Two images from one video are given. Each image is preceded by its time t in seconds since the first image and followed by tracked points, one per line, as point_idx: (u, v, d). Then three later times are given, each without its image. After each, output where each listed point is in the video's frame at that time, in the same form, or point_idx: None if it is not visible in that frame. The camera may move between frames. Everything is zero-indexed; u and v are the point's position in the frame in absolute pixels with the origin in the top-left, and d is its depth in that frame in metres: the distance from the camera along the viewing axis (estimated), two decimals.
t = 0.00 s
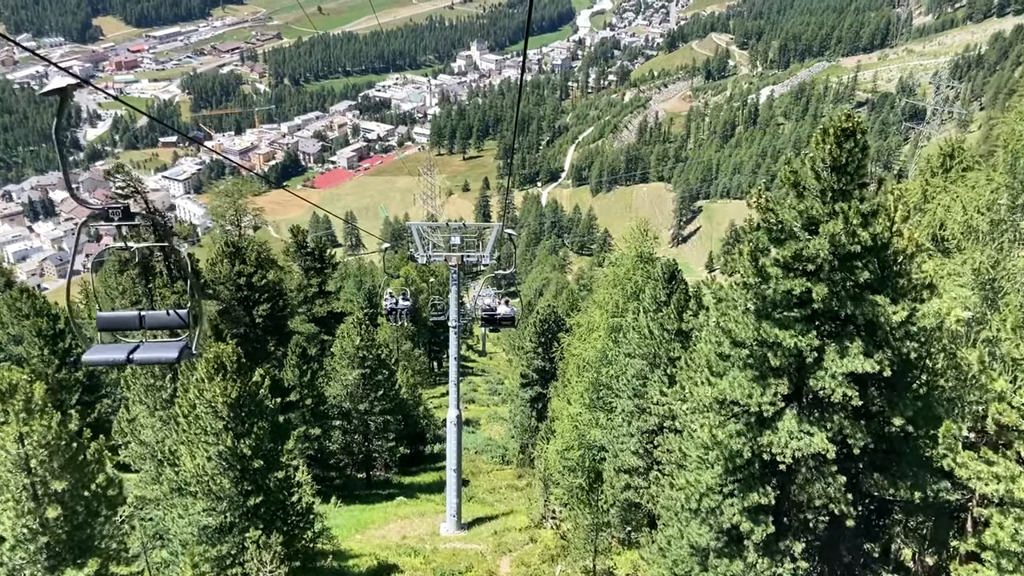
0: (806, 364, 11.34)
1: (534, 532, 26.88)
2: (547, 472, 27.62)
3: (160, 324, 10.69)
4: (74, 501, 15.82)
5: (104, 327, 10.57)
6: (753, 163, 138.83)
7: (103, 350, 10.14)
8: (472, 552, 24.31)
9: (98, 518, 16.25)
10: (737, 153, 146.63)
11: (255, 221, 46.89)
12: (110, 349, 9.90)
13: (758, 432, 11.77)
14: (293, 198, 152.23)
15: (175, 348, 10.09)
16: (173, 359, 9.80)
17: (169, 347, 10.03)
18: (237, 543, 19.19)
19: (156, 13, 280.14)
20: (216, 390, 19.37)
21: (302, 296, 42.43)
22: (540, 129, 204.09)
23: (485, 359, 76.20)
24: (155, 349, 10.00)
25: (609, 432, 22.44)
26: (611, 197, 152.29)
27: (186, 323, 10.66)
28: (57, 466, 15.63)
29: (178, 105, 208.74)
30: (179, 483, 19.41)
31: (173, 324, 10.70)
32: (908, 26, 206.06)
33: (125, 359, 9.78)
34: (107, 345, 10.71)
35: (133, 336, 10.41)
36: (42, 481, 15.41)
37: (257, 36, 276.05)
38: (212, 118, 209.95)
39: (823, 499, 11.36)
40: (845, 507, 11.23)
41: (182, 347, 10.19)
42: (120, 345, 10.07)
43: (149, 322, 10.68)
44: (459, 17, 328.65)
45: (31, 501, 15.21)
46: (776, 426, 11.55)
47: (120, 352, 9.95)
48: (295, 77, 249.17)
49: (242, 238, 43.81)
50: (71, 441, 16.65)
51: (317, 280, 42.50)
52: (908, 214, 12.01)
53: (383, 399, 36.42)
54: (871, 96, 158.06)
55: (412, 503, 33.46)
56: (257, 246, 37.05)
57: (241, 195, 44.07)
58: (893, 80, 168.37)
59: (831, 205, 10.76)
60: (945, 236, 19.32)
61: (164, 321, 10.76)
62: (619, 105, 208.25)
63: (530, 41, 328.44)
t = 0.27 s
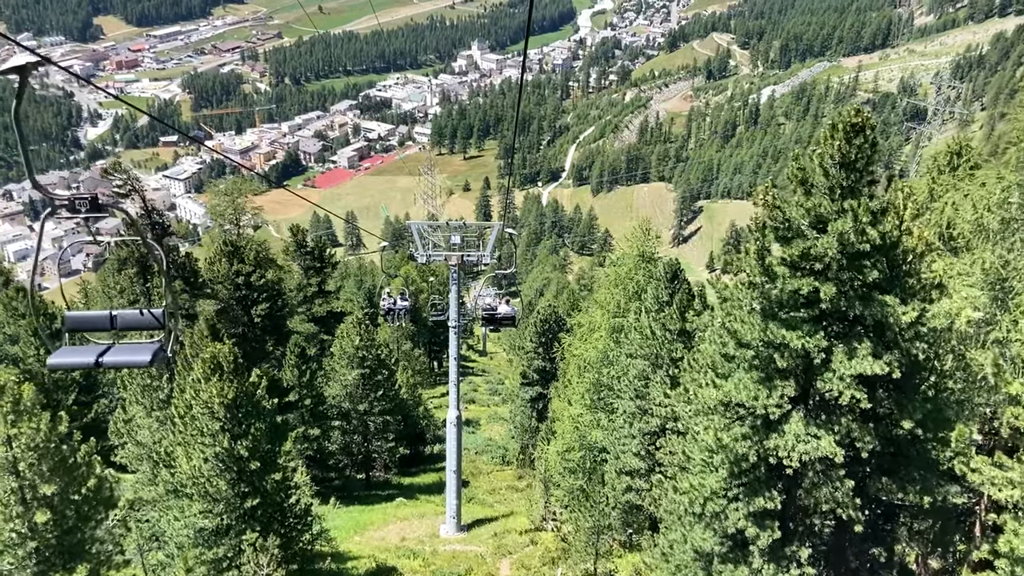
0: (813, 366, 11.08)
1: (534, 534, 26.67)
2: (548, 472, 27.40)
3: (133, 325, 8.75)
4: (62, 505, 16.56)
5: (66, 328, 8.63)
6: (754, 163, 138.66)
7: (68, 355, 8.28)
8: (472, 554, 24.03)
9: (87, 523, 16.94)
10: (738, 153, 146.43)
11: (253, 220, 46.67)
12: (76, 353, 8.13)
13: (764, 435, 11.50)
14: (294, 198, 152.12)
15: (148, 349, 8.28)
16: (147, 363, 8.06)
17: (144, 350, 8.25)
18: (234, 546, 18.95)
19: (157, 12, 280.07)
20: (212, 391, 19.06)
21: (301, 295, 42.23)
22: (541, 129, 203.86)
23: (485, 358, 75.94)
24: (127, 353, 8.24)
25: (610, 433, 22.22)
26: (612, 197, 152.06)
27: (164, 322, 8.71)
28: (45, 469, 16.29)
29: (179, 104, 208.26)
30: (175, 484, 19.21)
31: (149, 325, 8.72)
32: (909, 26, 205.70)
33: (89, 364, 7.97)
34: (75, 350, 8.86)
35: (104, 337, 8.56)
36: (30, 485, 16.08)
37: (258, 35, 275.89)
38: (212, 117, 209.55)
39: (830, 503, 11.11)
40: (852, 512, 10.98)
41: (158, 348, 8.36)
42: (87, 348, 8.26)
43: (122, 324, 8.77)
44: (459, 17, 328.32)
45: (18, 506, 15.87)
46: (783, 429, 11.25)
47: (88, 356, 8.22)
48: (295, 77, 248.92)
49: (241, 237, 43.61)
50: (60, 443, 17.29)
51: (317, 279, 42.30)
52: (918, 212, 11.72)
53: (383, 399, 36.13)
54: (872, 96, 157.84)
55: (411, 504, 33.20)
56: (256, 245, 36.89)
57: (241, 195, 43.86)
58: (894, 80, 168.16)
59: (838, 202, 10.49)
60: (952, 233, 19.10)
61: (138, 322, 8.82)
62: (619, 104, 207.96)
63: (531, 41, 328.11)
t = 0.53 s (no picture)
0: (821, 367, 10.84)
1: (535, 536, 26.40)
2: (549, 474, 27.24)
3: (103, 324, 8.44)
4: (54, 511, 16.98)
5: (32, 329, 8.36)
6: (755, 163, 138.41)
7: (32, 359, 7.97)
8: (472, 556, 23.80)
9: (81, 528, 17.57)
10: (739, 152, 146.25)
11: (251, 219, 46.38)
12: (39, 357, 7.86)
13: (772, 437, 11.24)
14: (294, 198, 151.92)
15: (118, 352, 7.97)
16: (109, 367, 7.71)
17: (110, 352, 7.90)
18: (231, 548, 18.71)
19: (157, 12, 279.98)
20: (209, 392, 18.78)
21: (301, 295, 42.01)
22: (541, 129, 203.70)
23: (486, 359, 75.65)
24: (92, 355, 7.90)
25: (613, 435, 21.99)
26: (613, 197, 151.77)
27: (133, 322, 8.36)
28: (35, 473, 16.72)
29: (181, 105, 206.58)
30: (173, 486, 19.06)
31: (120, 326, 8.42)
32: (910, 26, 205.30)
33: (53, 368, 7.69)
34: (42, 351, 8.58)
35: (71, 339, 8.27)
36: (19, 490, 16.53)
37: (259, 35, 276.09)
38: (214, 117, 208.45)
39: (838, 507, 10.85)
40: (861, 517, 10.71)
41: (127, 351, 8.03)
42: (50, 350, 7.99)
43: (91, 324, 8.46)
44: (460, 17, 328.01)
45: (8, 509, 16.37)
46: (790, 432, 11.02)
47: (52, 359, 7.94)
48: (296, 77, 248.69)
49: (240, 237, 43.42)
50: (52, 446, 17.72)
51: (317, 279, 41.95)
52: (930, 209, 11.45)
53: (383, 399, 35.86)
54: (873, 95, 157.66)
55: (411, 506, 32.93)
56: (255, 244, 36.69)
57: (240, 194, 43.67)
58: (895, 79, 167.81)
59: (849, 199, 10.23)
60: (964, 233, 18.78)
61: (108, 321, 8.50)
62: (620, 104, 207.65)
63: (531, 41, 327.71)
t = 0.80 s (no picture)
0: (830, 368, 10.60)
1: (536, 539, 26.17)
2: (550, 477, 27.01)
3: (67, 327, 7.31)
4: (42, 518, 16.94)
5: None
6: (756, 164, 138.19)
7: None
8: (473, 560, 23.57)
9: (70, 534, 17.51)
10: (739, 153, 146.13)
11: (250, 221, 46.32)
12: None
13: (780, 441, 11.01)
14: (295, 199, 151.91)
15: (78, 360, 6.90)
16: (71, 376, 6.68)
17: (73, 359, 6.88)
18: (229, 553, 18.39)
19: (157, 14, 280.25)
20: (205, 394, 18.52)
21: (301, 296, 41.78)
22: (542, 130, 203.67)
23: (486, 359, 75.32)
24: (49, 364, 6.86)
25: (615, 437, 21.74)
26: (613, 198, 151.51)
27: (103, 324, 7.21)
28: (23, 478, 16.79)
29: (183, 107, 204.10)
30: (169, 491, 18.80)
31: (84, 329, 7.22)
32: (910, 26, 205.08)
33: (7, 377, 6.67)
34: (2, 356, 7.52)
35: (30, 346, 7.20)
36: (7, 496, 16.49)
37: (259, 37, 276.48)
38: (217, 120, 206.87)
39: (849, 513, 10.60)
40: (873, 523, 10.46)
41: (92, 359, 6.94)
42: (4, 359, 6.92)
43: (52, 327, 7.37)
44: (460, 18, 327.99)
45: None
46: (799, 435, 10.77)
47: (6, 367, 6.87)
48: (296, 78, 248.81)
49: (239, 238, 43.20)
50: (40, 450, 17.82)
51: (317, 280, 41.80)
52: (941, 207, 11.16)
53: (383, 401, 35.54)
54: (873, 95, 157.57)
55: (412, 508, 32.63)
56: (254, 245, 36.44)
57: (240, 195, 43.38)
58: (896, 79, 167.51)
59: (860, 196, 9.99)
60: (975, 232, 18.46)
61: (72, 323, 7.35)
62: (621, 105, 207.42)
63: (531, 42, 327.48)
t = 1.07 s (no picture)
0: (842, 369, 10.29)
1: (538, 540, 25.95)
2: (552, 478, 26.81)
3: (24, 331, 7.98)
4: (32, 525, 17.41)
5: None
6: (757, 163, 137.91)
7: None
8: (475, 563, 23.33)
9: (61, 541, 17.95)
10: (740, 153, 145.82)
11: (250, 223, 45.87)
12: None
13: (790, 444, 10.75)
14: (296, 200, 152.01)
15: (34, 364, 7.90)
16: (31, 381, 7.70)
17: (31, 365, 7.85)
18: (227, 558, 18.13)
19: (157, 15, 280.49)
20: (202, 397, 18.29)
21: (301, 298, 41.53)
22: (542, 130, 203.51)
23: (487, 360, 75.03)
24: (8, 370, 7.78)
25: (617, 439, 21.57)
26: (614, 198, 151.24)
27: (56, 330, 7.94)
28: (11, 486, 17.20)
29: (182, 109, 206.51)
30: (165, 495, 18.51)
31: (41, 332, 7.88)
32: (910, 26, 204.94)
33: None
34: None
35: None
36: None
37: (260, 38, 276.89)
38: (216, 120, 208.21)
39: (860, 518, 10.32)
40: (886, 529, 10.18)
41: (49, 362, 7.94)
42: None
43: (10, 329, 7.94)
44: (460, 19, 327.92)
45: None
46: (808, 438, 10.50)
47: None
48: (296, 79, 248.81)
49: (237, 238, 42.95)
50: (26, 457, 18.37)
51: (317, 281, 41.46)
52: (953, 202, 10.89)
53: (384, 403, 35.27)
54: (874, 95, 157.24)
55: (413, 511, 32.34)
56: (253, 245, 36.12)
57: (239, 196, 43.09)
58: (896, 79, 167.33)
59: (871, 192, 9.71)
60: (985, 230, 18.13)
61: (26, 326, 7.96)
62: (621, 105, 207.18)
63: (531, 42, 327.27)
